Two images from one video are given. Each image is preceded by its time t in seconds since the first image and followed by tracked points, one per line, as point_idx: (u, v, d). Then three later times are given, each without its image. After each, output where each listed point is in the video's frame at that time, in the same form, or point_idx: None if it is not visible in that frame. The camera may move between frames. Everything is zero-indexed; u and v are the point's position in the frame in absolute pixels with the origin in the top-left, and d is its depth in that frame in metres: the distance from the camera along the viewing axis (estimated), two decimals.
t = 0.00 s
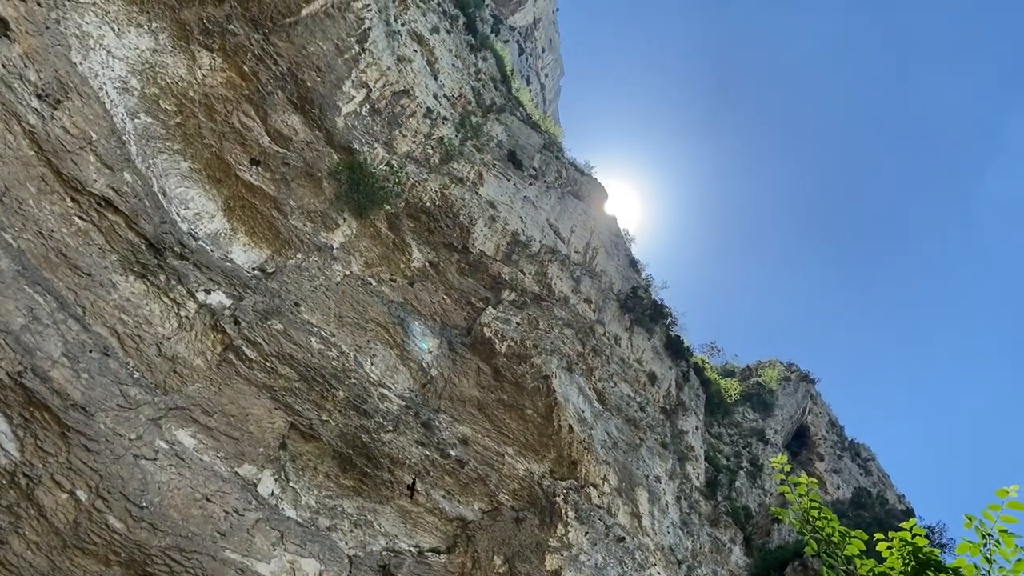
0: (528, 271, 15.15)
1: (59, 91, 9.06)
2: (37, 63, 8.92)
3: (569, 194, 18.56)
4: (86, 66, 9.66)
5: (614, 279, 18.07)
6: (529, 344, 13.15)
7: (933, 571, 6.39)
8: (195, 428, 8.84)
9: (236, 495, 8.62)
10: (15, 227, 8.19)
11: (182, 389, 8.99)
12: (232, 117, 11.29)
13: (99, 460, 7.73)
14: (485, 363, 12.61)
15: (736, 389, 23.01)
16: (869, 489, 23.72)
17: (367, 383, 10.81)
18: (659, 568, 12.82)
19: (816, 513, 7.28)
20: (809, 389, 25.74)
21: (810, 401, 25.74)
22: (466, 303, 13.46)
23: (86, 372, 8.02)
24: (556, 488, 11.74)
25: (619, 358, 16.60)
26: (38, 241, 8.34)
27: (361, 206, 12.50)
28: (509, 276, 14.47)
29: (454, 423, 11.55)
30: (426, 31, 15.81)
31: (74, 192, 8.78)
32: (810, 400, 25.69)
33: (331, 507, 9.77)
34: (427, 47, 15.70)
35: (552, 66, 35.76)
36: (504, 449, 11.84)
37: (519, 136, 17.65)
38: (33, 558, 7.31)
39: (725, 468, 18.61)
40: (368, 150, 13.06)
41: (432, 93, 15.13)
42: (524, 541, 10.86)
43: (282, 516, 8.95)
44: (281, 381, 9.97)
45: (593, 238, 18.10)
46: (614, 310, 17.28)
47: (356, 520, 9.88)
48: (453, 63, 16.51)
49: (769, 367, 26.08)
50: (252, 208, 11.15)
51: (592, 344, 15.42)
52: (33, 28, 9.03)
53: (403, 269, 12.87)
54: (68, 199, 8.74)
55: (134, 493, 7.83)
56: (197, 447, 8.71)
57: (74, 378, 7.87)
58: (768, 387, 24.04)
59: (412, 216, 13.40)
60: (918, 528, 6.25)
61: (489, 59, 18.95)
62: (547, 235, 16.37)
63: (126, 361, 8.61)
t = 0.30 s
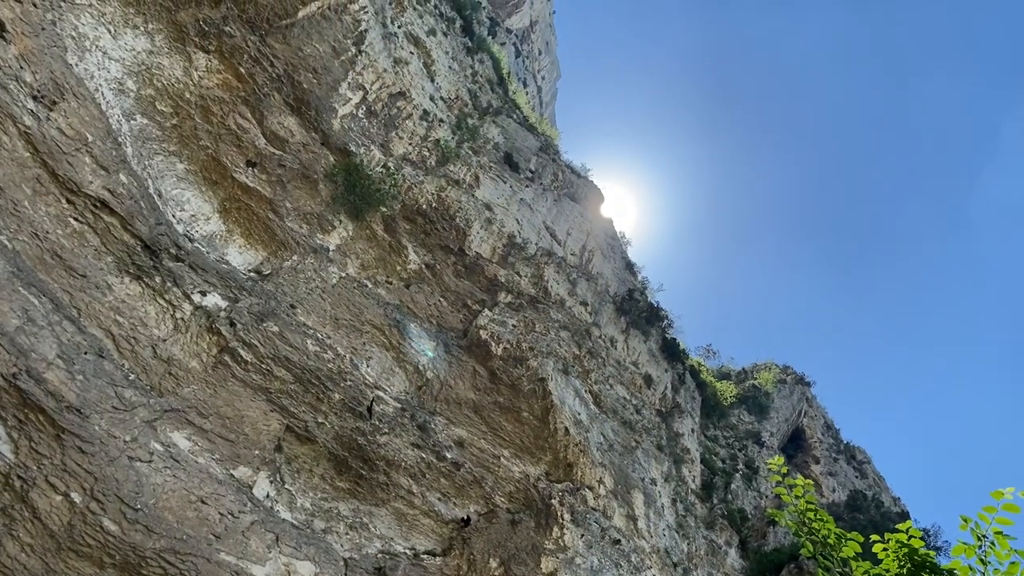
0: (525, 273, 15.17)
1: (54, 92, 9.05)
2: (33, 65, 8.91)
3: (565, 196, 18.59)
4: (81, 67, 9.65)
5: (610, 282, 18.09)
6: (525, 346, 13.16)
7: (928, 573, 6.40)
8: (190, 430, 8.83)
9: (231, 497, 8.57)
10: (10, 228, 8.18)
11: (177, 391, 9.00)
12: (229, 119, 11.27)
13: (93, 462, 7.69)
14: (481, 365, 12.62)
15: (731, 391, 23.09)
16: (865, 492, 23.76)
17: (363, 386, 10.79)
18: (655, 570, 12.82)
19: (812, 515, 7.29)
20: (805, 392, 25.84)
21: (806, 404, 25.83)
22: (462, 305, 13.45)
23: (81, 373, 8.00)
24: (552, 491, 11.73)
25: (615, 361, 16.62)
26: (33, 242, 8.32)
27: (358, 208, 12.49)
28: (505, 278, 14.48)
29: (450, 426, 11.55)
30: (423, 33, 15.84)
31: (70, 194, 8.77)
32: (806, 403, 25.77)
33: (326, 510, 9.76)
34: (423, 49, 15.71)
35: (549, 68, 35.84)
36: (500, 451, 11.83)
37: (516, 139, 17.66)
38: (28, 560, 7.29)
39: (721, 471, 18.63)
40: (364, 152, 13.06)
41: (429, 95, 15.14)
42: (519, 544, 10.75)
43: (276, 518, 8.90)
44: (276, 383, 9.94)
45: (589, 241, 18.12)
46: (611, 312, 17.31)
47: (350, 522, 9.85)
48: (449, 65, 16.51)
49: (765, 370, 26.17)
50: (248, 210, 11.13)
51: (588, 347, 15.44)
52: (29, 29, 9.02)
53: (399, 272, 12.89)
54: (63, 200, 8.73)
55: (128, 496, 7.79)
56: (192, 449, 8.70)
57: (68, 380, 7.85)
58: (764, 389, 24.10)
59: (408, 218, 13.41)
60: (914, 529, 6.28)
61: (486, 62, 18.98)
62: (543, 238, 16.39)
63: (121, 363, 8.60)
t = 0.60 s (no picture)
0: (521, 274, 15.19)
1: (50, 91, 9.03)
2: (28, 64, 8.89)
3: (562, 197, 18.60)
4: (77, 67, 9.63)
5: (606, 283, 18.12)
6: (521, 347, 13.17)
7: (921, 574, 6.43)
8: (185, 430, 8.80)
9: (226, 497, 8.57)
10: (5, 228, 8.16)
11: (172, 391, 8.97)
12: (224, 118, 11.24)
13: (88, 462, 7.68)
14: (476, 366, 12.63)
15: (727, 393, 23.17)
16: (860, 493, 23.84)
17: (358, 386, 10.78)
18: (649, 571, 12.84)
19: (806, 516, 7.31)
20: (800, 394, 25.92)
21: (801, 406, 25.92)
22: (458, 306, 13.46)
23: (76, 374, 7.98)
24: (547, 491, 11.74)
25: (610, 362, 16.64)
26: (28, 242, 8.30)
27: (354, 208, 12.48)
28: (501, 279, 14.48)
29: (445, 427, 11.54)
30: (420, 33, 15.83)
31: (65, 193, 8.75)
32: (801, 404, 25.85)
33: (321, 510, 9.74)
34: (420, 49, 15.71)
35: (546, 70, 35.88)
36: (495, 452, 11.83)
37: (512, 140, 17.66)
38: (22, 560, 7.26)
39: (716, 472, 18.65)
40: (360, 152, 13.06)
41: (425, 95, 15.12)
42: (515, 545, 10.80)
43: (271, 518, 8.89)
44: (272, 383, 9.91)
45: (585, 242, 18.13)
46: (606, 313, 17.35)
47: (345, 523, 9.84)
48: (446, 65, 16.49)
49: (760, 371, 26.23)
50: (244, 211, 11.11)
51: (584, 347, 15.45)
52: (24, 29, 9.00)
53: (395, 272, 12.88)
54: (58, 200, 8.71)
55: (123, 496, 7.78)
56: (187, 449, 8.68)
57: (63, 380, 7.83)
58: (760, 391, 24.15)
59: (404, 218, 13.40)
60: (907, 530, 6.30)
61: (483, 63, 18.97)
62: (540, 239, 16.40)
63: (116, 363, 8.58)
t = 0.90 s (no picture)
0: (516, 274, 15.21)
1: (45, 88, 9.00)
2: (23, 61, 8.86)
3: (558, 197, 18.62)
4: (72, 64, 9.59)
5: (601, 283, 18.15)
6: (516, 347, 13.20)
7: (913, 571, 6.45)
8: (179, 429, 8.79)
9: (220, 496, 8.55)
10: None
11: (166, 389, 8.95)
12: (220, 117, 11.21)
13: (82, 460, 7.66)
14: (472, 365, 12.66)
15: (721, 392, 23.24)
16: (854, 493, 23.92)
17: (353, 385, 10.78)
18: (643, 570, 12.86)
19: (800, 514, 7.33)
20: (794, 394, 26.01)
21: (796, 405, 26.01)
22: (453, 305, 13.46)
23: (70, 372, 7.96)
24: (542, 491, 11.75)
25: (606, 361, 16.67)
26: (22, 239, 8.28)
27: (349, 207, 12.48)
28: (497, 278, 14.50)
29: (440, 426, 11.52)
30: (416, 32, 15.82)
31: (59, 191, 8.72)
32: (796, 404, 25.94)
33: (315, 509, 9.73)
34: (416, 48, 15.69)
35: (542, 70, 35.90)
36: (490, 451, 11.84)
37: (508, 139, 17.66)
38: (16, 559, 7.23)
39: (710, 471, 18.70)
40: (356, 151, 13.04)
41: (421, 94, 15.12)
42: (510, 544, 10.81)
43: (266, 517, 8.88)
44: (266, 382, 9.90)
45: (581, 241, 18.15)
46: (601, 313, 17.41)
47: (340, 522, 9.83)
48: (442, 64, 16.49)
49: (755, 371, 26.32)
50: (239, 209, 11.10)
51: (579, 347, 15.48)
52: (19, 25, 8.97)
53: (390, 271, 12.88)
54: (53, 197, 8.68)
55: (117, 494, 7.76)
56: (181, 448, 8.66)
57: (57, 378, 7.81)
58: (754, 390, 24.23)
59: (400, 217, 13.40)
60: (899, 529, 6.33)
61: (479, 62, 18.98)
62: (535, 238, 16.42)
63: (110, 361, 8.56)
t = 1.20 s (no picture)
0: (510, 272, 15.23)
1: (38, 84, 8.96)
2: (15, 57, 8.82)
3: (552, 195, 18.63)
4: (65, 60, 9.56)
5: (595, 281, 18.18)
6: (510, 345, 13.23)
7: (905, 567, 6.50)
8: (172, 426, 8.76)
9: (213, 494, 8.53)
10: None
11: (160, 386, 8.93)
12: (214, 113, 11.19)
13: (74, 457, 7.63)
14: (466, 363, 12.68)
15: (715, 391, 23.32)
16: (847, 491, 24.04)
17: (347, 383, 10.77)
18: (637, 568, 12.90)
19: (793, 510, 7.37)
20: (787, 392, 26.14)
21: (789, 404, 26.13)
22: (448, 303, 13.47)
23: (63, 369, 7.94)
24: (535, 489, 11.77)
25: (599, 359, 16.72)
26: (15, 236, 8.25)
27: (343, 204, 12.46)
28: (491, 276, 14.50)
29: (434, 423, 11.52)
30: (411, 29, 15.81)
31: (52, 187, 8.69)
32: (789, 403, 26.05)
33: (309, 507, 9.71)
34: (411, 46, 15.67)
35: (537, 68, 35.88)
36: (484, 449, 11.84)
37: (503, 137, 17.65)
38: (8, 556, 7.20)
39: (704, 469, 18.75)
40: (350, 148, 13.00)
41: (415, 91, 15.10)
42: (503, 542, 10.83)
43: (260, 515, 8.86)
44: (260, 379, 9.87)
45: (576, 240, 18.17)
46: (596, 311, 17.47)
47: (334, 520, 9.82)
48: (437, 62, 16.48)
49: (748, 370, 26.42)
50: (233, 206, 11.07)
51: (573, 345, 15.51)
52: (12, 21, 8.93)
53: (385, 269, 12.88)
54: (46, 194, 8.65)
55: (110, 492, 7.74)
56: (174, 445, 8.64)
57: (50, 375, 7.79)
58: (748, 389, 24.33)
59: (394, 215, 13.41)
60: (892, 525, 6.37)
61: (474, 60, 18.97)
62: (530, 236, 16.43)
63: (103, 358, 8.54)
